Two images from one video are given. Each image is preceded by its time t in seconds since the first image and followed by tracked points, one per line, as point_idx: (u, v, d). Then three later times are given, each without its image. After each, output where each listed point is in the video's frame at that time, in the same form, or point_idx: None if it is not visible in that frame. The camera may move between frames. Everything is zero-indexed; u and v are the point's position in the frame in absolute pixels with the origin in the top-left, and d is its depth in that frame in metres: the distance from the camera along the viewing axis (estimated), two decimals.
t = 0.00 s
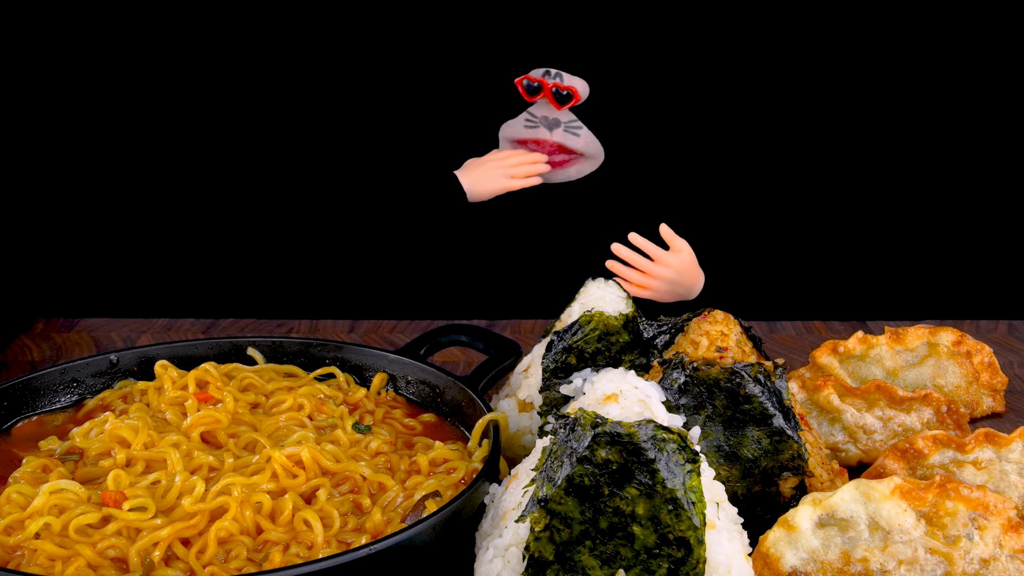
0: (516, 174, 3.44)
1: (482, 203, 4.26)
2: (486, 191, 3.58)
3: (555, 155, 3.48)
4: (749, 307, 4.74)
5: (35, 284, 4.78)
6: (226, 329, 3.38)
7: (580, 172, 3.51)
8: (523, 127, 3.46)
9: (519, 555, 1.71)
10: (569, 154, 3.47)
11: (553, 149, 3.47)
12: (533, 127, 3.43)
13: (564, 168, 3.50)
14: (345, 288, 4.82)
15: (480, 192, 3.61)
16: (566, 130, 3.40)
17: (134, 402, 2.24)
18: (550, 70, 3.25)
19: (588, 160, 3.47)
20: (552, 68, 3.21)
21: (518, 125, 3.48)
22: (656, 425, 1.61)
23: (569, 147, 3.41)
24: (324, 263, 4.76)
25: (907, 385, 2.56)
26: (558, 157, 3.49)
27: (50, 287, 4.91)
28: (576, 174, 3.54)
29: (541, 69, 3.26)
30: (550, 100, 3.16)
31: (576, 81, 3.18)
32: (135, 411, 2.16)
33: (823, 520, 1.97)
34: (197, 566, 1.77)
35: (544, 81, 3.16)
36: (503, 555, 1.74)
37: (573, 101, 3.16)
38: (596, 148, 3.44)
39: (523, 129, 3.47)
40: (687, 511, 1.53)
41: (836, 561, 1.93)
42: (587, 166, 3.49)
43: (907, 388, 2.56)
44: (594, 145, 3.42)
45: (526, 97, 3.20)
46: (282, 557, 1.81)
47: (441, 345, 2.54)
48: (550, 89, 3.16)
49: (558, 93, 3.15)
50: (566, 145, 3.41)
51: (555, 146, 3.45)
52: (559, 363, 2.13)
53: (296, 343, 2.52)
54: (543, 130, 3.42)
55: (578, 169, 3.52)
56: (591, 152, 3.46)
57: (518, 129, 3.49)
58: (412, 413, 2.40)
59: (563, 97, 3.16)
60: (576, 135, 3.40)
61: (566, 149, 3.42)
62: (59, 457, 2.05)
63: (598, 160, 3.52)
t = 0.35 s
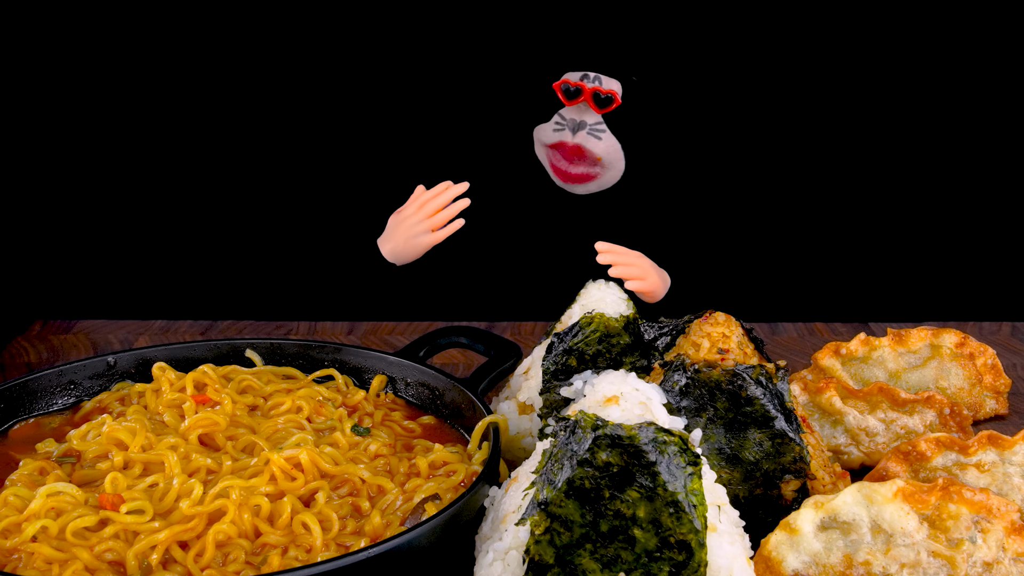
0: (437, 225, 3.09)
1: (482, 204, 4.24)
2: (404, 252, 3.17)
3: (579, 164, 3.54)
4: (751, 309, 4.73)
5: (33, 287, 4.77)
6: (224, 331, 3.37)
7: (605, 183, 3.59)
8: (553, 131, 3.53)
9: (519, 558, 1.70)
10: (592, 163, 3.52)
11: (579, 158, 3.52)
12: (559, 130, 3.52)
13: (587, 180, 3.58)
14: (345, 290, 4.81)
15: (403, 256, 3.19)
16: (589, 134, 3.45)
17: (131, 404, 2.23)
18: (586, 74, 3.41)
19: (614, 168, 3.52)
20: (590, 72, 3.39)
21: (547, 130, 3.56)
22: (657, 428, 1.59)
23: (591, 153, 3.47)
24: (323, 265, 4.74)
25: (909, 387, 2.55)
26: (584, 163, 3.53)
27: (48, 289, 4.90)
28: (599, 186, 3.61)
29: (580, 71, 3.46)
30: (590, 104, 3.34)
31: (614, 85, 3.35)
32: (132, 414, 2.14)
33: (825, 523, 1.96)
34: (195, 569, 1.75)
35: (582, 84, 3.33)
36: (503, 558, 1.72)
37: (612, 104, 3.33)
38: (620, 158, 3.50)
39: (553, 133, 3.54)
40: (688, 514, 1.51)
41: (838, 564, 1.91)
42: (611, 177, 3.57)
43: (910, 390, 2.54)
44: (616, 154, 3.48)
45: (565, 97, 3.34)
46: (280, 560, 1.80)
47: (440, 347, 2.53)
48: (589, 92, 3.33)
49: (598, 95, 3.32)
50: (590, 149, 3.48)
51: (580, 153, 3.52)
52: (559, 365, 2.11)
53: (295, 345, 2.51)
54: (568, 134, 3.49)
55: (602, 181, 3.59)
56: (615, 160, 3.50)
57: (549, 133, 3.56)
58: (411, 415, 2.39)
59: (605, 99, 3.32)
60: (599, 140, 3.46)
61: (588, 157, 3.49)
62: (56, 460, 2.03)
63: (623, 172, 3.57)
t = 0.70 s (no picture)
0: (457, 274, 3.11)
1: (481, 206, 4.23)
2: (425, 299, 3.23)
3: (590, 145, 3.55)
4: (752, 311, 4.72)
5: (32, 289, 4.76)
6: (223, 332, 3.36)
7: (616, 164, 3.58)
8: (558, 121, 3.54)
9: (519, 561, 1.68)
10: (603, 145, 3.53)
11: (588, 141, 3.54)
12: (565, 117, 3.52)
13: (597, 162, 3.56)
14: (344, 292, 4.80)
15: (421, 300, 3.23)
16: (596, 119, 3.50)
17: (129, 406, 2.21)
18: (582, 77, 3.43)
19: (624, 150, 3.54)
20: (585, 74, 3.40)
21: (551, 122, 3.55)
22: (658, 430, 1.58)
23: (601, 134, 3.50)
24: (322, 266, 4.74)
25: (912, 389, 2.54)
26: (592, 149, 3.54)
27: (47, 291, 4.90)
28: (609, 168, 3.59)
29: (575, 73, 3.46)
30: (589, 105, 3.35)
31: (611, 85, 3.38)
32: (130, 416, 2.13)
33: (826, 526, 1.95)
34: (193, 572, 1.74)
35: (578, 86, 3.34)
36: (503, 561, 1.71)
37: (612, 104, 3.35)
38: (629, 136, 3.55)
39: (558, 123, 3.54)
40: (690, 516, 1.50)
41: (840, 567, 1.90)
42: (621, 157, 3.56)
43: (912, 392, 2.53)
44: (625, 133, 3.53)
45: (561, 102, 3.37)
46: (279, 563, 1.79)
47: (440, 349, 2.52)
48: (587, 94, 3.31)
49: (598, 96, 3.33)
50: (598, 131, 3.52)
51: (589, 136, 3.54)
52: (559, 367, 2.10)
53: (294, 347, 2.50)
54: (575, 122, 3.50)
55: (612, 163, 3.58)
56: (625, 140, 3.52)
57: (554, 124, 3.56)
58: (411, 417, 2.38)
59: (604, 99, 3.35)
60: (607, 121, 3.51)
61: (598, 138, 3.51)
62: (53, 463, 2.02)
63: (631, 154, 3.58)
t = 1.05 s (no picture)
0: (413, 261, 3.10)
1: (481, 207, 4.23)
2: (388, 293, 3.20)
3: (578, 139, 3.56)
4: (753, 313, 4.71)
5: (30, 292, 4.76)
6: (221, 334, 3.35)
7: (605, 156, 3.58)
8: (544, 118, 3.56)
9: (519, 564, 1.67)
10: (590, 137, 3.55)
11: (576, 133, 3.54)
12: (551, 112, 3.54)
13: (587, 154, 3.55)
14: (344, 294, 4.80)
15: (383, 294, 3.19)
16: (583, 112, 3.54)
17: (127, 408, 2.20)
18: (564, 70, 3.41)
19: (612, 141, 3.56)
20: (565, 67, 3.39)
21: (537, 119, 3.57)
22: (659, 433, 1.58)
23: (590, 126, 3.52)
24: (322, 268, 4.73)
25: (914, 391, 2.53)
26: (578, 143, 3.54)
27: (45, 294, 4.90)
28: (598, 160, 3.58)
29: (554, 68, 3.49)
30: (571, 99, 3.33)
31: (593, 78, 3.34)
32: (128, 418, 2.12)
33: (828, 529, 1.94)
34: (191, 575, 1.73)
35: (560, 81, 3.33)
36: (503, 564, 1.70)
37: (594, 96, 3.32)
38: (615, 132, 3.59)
39: (542, 119, 3.56)
40: (691, 519, 1.49)
41: (842, 569, 1.89)
42: (609, 149, 3.57)
43: (914, 395, 2.52)
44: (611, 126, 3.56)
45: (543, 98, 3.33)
46: (278, 566, 1.78)
47: (439, 351, 2.51)
48: (568, 87, 3.33)
49: (578, 89, 3.31)
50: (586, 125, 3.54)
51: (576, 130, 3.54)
52: (559, 369, 2.09)
53: (292, 348, 2.49)
54: (561, 114, 3.53)
55: (600, 156, 3.58)
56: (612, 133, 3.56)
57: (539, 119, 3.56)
58: (410, 419, 2.37)
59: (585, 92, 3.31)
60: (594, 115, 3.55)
61: (587, 130, 3.52)
62: (51, 465, 2.01)
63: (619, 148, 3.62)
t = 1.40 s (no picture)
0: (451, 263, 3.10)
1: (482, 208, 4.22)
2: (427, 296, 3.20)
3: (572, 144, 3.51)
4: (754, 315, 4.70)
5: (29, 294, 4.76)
6: (219, 336, 3.34)
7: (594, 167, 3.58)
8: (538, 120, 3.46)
9: (519, 567, 1.66)
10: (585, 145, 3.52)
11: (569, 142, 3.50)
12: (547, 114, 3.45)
13: (579, 165, 3.54)
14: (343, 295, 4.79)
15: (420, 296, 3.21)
16: (576, 117, 3.49)
17: (125, 410, 2.19)
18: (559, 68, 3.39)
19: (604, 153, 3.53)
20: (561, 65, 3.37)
21: (529, 122, 3.50)
22: (660, 434, 1.56)
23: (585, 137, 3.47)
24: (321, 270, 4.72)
25: (916, 393, 2.52)
26: (571, 149, 3.51)
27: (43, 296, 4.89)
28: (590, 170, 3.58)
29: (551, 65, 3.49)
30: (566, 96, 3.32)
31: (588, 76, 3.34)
32: (127, 420, 2.11)
33: (830, 531, 1.93)
34: None
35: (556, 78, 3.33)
36: (503, 567, 1.69)
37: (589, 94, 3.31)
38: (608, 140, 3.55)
39: (537, 123, 3.48)
40: (692, 522, 1.48)
41: (844, 572, 1.88)
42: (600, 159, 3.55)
43: (916, 397, 2.51)
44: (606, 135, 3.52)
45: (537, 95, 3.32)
46: (276, 569, 1.77)
47: (439, 352, 2.50)
48: (564, 84, 3.31)
49: (574, 86, 3.30)
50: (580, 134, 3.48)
51: (570, 137, 3.50)
52: (559, 371, 2.08)
53: (291, 350, 2.47)
54: (555, 118, 3.47)
55: (592, 165, 3.58)
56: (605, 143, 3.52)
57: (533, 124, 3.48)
58: (410, 422, 2.36)
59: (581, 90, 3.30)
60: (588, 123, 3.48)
61: (581, 140, 3.47)
62: (49, 467, 2.00)
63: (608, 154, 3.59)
